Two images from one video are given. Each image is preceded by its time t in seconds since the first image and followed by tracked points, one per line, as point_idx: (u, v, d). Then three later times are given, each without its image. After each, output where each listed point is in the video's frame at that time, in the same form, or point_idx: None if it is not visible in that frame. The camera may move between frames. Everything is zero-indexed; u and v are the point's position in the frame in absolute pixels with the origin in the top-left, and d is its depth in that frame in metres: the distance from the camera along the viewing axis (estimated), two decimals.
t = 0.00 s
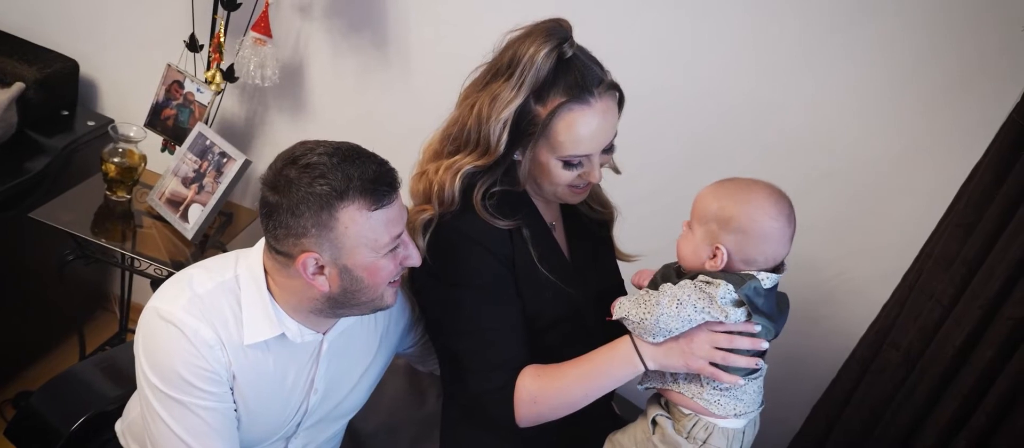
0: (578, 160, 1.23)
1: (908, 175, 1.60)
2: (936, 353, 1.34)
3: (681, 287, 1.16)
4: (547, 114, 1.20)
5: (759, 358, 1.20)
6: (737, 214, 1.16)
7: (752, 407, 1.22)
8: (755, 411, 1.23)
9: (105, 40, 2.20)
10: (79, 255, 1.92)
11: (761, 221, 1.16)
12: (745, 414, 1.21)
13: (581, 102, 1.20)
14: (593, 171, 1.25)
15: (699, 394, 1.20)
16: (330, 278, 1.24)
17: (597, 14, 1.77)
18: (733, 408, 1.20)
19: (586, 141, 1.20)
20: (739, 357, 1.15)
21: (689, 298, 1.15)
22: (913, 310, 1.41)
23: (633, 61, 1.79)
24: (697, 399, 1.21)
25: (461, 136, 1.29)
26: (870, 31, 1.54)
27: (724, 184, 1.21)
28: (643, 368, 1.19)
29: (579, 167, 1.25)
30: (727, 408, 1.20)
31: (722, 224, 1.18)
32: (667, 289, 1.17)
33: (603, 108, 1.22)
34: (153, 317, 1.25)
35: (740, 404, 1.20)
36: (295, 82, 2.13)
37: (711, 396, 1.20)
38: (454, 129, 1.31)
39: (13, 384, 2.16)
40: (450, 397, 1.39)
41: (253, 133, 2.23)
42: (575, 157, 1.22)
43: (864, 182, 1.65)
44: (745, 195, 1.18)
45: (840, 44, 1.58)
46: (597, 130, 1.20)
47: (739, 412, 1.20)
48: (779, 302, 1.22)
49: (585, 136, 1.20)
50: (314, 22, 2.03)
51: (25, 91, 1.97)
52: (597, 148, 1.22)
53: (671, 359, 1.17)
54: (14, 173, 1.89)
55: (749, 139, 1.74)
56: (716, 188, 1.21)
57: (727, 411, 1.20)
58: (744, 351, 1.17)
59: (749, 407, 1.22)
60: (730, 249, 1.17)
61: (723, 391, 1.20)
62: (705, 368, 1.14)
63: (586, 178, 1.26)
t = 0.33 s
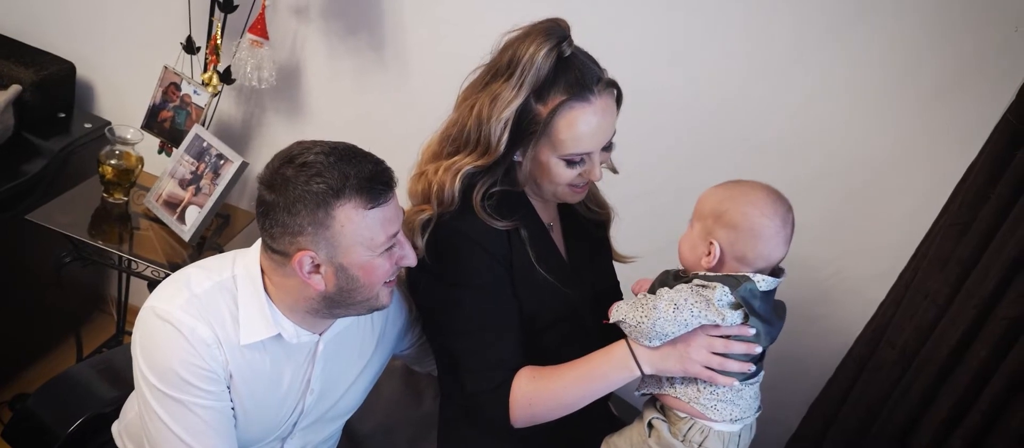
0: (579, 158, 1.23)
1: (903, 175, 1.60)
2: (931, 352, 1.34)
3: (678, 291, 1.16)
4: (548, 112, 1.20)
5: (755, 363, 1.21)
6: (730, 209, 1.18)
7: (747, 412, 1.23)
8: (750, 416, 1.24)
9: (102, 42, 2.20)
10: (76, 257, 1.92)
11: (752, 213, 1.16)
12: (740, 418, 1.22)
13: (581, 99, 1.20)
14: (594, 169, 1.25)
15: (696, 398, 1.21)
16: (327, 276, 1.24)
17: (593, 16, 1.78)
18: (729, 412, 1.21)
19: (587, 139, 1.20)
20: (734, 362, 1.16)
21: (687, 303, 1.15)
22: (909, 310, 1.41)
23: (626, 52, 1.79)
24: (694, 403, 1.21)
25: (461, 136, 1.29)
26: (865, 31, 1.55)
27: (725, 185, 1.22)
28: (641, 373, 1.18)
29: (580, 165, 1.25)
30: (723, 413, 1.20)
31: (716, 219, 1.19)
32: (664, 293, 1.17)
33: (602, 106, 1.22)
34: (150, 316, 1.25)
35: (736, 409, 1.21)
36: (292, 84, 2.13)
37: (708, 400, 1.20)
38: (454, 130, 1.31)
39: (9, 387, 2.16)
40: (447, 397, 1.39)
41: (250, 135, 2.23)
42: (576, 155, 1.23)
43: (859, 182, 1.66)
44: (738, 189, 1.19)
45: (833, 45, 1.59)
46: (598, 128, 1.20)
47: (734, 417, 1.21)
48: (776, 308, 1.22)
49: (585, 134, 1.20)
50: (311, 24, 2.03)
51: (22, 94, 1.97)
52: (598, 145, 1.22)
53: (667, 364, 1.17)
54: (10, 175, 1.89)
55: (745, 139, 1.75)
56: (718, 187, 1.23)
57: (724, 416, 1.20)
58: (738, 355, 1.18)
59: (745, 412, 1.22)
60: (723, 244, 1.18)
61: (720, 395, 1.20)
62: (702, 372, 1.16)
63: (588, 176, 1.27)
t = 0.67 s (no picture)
0: (581, 154, 1.24)
1: (896, 176, 1.62)
2: (924, 352, 1.35)
3: (667, 301, 1.17)
4: (552, 109, 1.20)
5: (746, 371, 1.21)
6: (718, 218, 1.18)
7: (744, 419, 1.24)
8: (747, 423, 1.24)
9: (97, 45, 2.20)
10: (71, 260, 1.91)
11: (738, 220, 1.17)
12: (736, 425, 1.22)
13: (585, 94, 1.21)
14: (596, 166, 1.25)
15: (691, 406, 1.21)
16: (321, 276, 1.24)
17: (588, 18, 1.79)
18: (725, 419, 1.21)
19: (590, 134, 1.21)
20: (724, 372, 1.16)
21: (675, 313, 1.15)
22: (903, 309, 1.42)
23: (621, 54, 1.80)
24: (690, 411, 1.21)
25: (463, 136, 1.28)
26: (858, 32, 1.56)
27: (713, 194, 1.22)
28: (630, 380, 1.18)
29: (583, 161, 1.25)
30: (719, 420, 1.21)
31: (704, 229, 1.20)
32: (653, 304, 1.18)
33: (603, 102, 1.23)
34: (147, 315, 1.25)
35: (731, 416, 1.22)
36: (287, 87, 2.13)
37: (703, 408, 1.20)
38: (455, 130, 1.30)
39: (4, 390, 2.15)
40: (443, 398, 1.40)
41: (246, 137, 2.23)
42: (578, 152, 1.23)
43: (853, 182, 1.67)
44: (722, 198, 1.20)
45: (827, 46, 1.60)
46: (600, 124, 1.21)
47: (730, 423, 1.22)
48: (767, 313, 1.23)
49: (587, 130, 1.21)
50: (306, 27, 2.04)
51: (16, 97, 1.97)
52: (600, 141, 1.23)
53: (658, 372, 1.17)
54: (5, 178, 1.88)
55: (739, 140, 1.76)
56: (705, 195, 1.23)
57: (720, 423, 1.21)
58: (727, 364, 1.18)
59: (741, 419, 1.23)
60: (711, 253, 1.19)
61: (714, 403, 1.20)
62: (692, 382, 1.16)
63: (589, 173, 1.27)
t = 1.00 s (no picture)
0: (578, 155, 1.24)
1: (886, 176, 1.64)
2: (914, 352, 1.36)
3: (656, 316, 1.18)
4: (550, 108, 1.21)
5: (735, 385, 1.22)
6: (701, 239, 1.19)
7: (738, 431, 1.25)
8: (742, 435, 1.25)
9: (89, 48, 2.20)
10: (63, 262, 1.92)
11: (721, 241, 1.18)
12: (731, 437, 1.23)
13: (583, 94, 1.22)
14: (592, 167, 1.25)
15: (686, 421, 1.22)
16: (313, 277, 1.25)
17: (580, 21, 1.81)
18: (719, 432, 1.22)
19: (587, 134, 1.22)
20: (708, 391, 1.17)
21: (663, 329, 1.16)
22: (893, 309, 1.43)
23: (613, 55, 1.82)
24: (684, 425, 1.23)
25: (463, 134, 1.29)
26: (847, 34, 1.59)
27: (696, 211, 1.23)
28: (616, 387, 1.18)
29: (579, 161, 1.25)
30: (714, 433, 1.22)
31: (688, 250, 1.21)
32: (644, 317, 1.19)
33: (601, 103, 1.24)
34: (140, 316, 1.26)
35: (725, 428, 1.23)
36: (279, 89, 2.14)
37: (698, 422, 1.22)
38: (454, 129, 1.31)
39: None
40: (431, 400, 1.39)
41: (238, 140, 2.23)
42: (576, 152, 1.23)
43: (842, 183, 1.69)
44: (703, 218, 1.21)
45: (816, 47, 1.62)
46: (597, 124, 1.22)
47: (725, 436, 1.23)
48: (757, 323, 1.24)
49: (584, 130, 1.21)
50: (299, 29, 2.04)
51: (8, 100, 1.96)
52: (597, 141, 1.23)
53: (643, 384, 1.18)
54: None
55: (731, 141, 1.78)
56: (688, 213, 1.24)
57: (714, 435, 1.22)
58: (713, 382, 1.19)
59: (735, 431, 1.24)
60: (697, 275, 1.20)
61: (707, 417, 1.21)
62: (676, 396, 1.16)
63: (584, 174, 1.27)
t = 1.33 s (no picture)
0: (575, 158, 1.24)
1: (880, 176, 1.66)
2: (909, 351, 1.37)
3: (659, 337, 1.19)
4: (547, 110, 1.21)
5: (734, 396, 1.24)
6: (705, 268, 1.20)
7: (736, 442, 1.28)
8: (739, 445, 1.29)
9: (84, 50, 2.20)
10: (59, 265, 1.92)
11: (725, 266, 1.20)
12: None
13: (580, 97, 1.22)
14: (588, 170, 1.26)
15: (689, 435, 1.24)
16: (309, 279, 1.25)
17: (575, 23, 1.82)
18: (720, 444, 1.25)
19: (584, 137, 1.22)
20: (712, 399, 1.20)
21: (669, 351, 1.18)
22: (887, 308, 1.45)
23: (609, 57, 1.83)
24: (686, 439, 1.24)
25: (461, 136, 1.30)
26: (841, 35, 1.60)
27: (688, 235, 1.24)
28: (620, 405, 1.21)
29: (576, 164, 1.26)
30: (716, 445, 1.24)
31: (693, 278, 1.21)
32: (648, 339, 1.20)
33: (598, 106, 1.24)
34: (137, 315, 1.26)
35: (726, 440, 1.25)
36: (275, 91, 2.14)
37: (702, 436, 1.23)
38: (452, 130, 1.31)
39: None
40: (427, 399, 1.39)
41: (234, 142, 2.23)
42: (573, 155, 1.24)
43: (836, 183, 1.71)
44: (704, 244, 1.21)
45: (810, 48, 1.64)
46: (594, 127, 1.22)
47: None
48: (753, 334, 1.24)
49: (582, 133, 1.22)
50: (294, 31, 2.05)
51: (4, 103, 1.96)
52: (594, 145, 1.24)
53: (649, 400, 1.20)
54: None
55: (726, 142, 1.80)
56: (682, 238, 1.24)
57: None
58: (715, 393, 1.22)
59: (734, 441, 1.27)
60: (704, 301, 1.21)
61: (710, 429, 1.23)
62: (681, 410, 1.19)
63: (581, 176, 1.27)
